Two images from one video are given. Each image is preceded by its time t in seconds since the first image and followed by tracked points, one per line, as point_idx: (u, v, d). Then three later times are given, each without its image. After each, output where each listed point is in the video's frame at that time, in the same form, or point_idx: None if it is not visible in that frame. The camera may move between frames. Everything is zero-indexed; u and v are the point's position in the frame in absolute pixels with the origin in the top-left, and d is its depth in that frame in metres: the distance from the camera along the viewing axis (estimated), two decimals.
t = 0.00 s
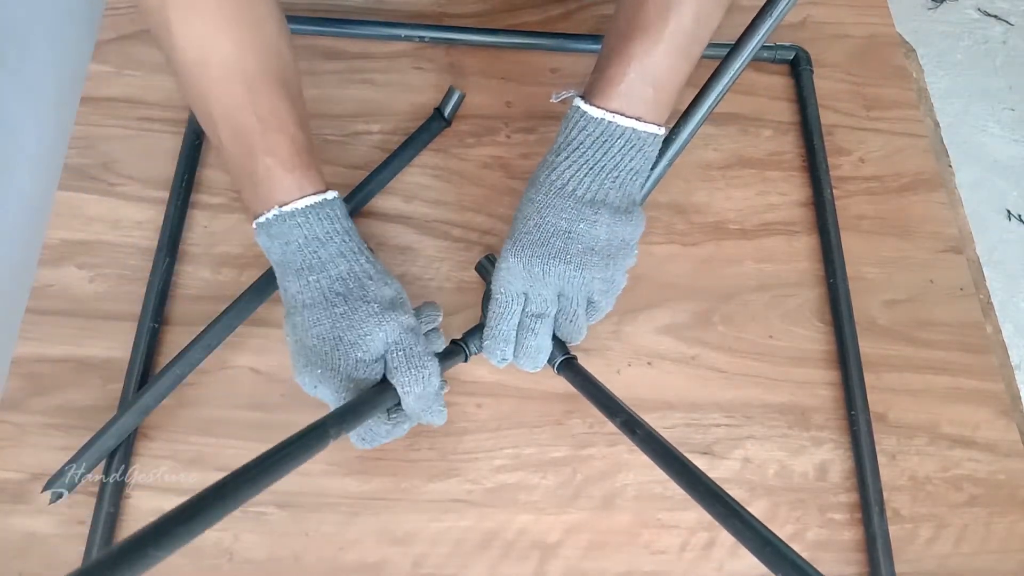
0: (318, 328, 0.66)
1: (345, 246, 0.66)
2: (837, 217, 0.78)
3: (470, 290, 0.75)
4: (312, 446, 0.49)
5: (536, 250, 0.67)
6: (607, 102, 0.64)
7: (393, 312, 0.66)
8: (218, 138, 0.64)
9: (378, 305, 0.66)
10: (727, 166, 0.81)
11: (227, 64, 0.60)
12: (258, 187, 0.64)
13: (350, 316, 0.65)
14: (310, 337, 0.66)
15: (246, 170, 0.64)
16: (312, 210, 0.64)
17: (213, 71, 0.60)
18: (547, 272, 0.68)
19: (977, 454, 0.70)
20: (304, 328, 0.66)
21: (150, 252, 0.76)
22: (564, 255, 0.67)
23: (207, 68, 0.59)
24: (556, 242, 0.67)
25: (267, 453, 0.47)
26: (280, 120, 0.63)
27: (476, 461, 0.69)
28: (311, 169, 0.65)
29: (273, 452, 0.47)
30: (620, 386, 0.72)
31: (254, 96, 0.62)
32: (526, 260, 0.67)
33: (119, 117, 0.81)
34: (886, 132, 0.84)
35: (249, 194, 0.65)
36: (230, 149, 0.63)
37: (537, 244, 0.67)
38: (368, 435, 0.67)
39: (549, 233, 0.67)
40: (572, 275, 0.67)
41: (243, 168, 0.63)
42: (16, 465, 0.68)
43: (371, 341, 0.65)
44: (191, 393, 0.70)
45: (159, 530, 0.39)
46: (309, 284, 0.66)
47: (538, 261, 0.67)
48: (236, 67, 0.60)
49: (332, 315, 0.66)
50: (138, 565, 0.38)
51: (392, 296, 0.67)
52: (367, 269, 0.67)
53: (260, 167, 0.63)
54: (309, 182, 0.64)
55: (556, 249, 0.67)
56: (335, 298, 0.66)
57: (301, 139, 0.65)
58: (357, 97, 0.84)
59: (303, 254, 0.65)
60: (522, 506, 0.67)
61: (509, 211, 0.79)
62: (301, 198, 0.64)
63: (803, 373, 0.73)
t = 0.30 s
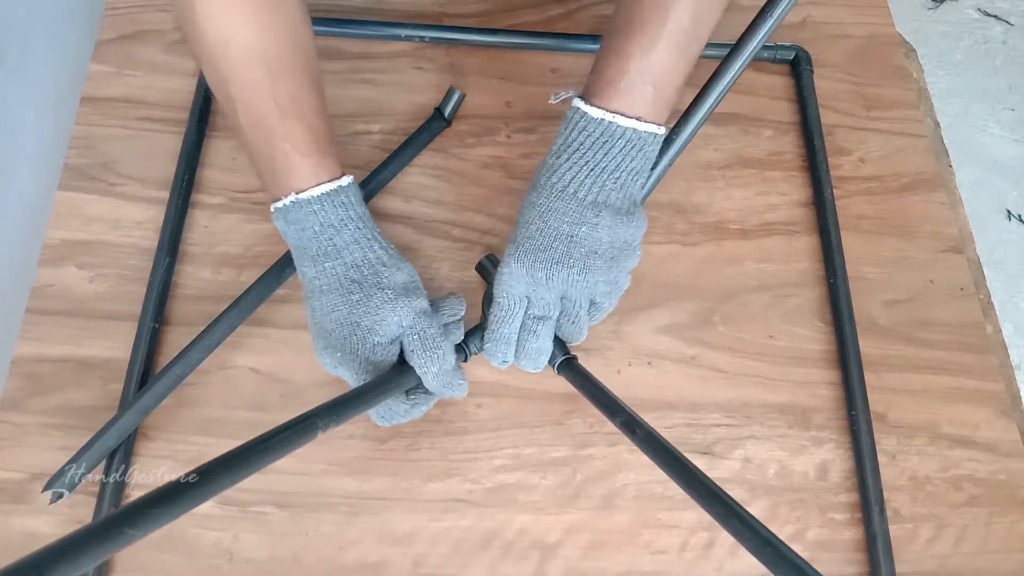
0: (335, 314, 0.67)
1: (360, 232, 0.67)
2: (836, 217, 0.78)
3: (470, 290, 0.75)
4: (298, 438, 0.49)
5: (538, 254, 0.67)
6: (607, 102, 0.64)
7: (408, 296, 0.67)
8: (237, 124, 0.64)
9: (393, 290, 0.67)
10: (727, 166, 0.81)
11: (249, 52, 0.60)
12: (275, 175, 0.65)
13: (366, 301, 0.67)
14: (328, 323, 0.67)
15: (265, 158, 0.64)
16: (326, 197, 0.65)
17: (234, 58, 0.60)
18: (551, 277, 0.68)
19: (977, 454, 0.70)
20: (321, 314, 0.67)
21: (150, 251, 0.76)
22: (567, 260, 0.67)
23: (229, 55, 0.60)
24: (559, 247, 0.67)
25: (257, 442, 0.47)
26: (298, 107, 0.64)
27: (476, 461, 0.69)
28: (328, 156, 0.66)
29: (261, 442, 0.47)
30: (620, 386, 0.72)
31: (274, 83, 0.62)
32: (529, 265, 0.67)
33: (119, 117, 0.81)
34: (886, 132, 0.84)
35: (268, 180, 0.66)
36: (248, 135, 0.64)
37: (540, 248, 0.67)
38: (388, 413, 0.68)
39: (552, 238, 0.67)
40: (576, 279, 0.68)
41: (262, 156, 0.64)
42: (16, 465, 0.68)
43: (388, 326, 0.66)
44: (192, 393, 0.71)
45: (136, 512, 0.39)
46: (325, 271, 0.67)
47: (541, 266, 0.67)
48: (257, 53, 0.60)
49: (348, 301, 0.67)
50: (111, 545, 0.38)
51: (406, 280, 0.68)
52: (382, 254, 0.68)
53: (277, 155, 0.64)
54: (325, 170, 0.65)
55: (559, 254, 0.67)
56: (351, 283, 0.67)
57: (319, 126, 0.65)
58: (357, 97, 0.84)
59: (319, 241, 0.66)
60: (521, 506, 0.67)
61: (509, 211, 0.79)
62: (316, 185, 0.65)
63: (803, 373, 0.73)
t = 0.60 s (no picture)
0: (349, 304, 0.67)
1: (379, 224, 0.65)
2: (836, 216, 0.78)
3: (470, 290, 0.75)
4: (299, 440, 0.49)
5: (538, 252, 0.67)
6: (607, 100, 0.64)
7: (423, 292, 0.67)
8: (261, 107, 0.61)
9: (409, 285, 0.67)
10: (727, 166, 0.81)
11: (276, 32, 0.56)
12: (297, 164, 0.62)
13: (382, 295, 0.66)
14: (340, 313, 0.67)
15: (285, 141, 0.62)
16: (350, 188, 0.62)
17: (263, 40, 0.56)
18: (550, 274, 0.68)
19: (977, 454, 0.70)
20: (334, 303, 0.67)
21: (151, 251, 0.76)
22: (566, 257, 0.67)
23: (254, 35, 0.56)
24: (558, 244, 0.67)
25: (257, 444, 0.47)
26: (325, 94, 0.61)
27: (477, 461, 0.69)
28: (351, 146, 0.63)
29: (262, 445, 0.47)
30: (621, 386, 0.72)
31: (303, 69, 0.59)
32: (529, 263, 0.68)
33: (119, 117, 0.81)
34: (886, 132, 0.84)
35: (286, 161, 0.63)
36: (273, 120, 0.61)
37: (539, 246, 0.67)
38: (394, 406, 0.68)
39: (551, 235, 0.67)
40: (575, 276, 0.68)
41: (281, 137, 0.61)
42: (16, 465, 0.68)
43: (400, 321, 0.67)
44: (192, 393, 0.70)
45: (139, 514, 0.39)
46: (342, 262, 0.66)
47: (541, 263, 0.67)
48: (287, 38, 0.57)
49: (363, 293, 0.66)
50: (114, 547, 0.38)
51: (423, 274, 0.68)
52: (399, 247, 0.67)
53: (299, 144, 0.61)
54: (346, 160, 0.63)
55: (559, 251, 0.67)
56: (367, 276, 0.66)
57: (342, 110, 0.63)
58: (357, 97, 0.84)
59: (337, 232, 0.64)
60: (522, 506, 0.67)
61: (509, 211, 0.79)
62: (339, 173, 0.62)
63: (804, 373, 0.73)
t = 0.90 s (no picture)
0: (374, 279, 0.66)
1: (427, 211, 0.64)
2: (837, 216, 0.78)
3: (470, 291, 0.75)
4: (300, 443, 0.49)
5: (522, 210, 0.65)
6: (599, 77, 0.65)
7: (451, 287, 0.66)
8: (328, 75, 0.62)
9: (440, 277, 0.66)
10: (727, 166, 0.82)
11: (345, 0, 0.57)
12: (353, 130, 0.63)
13: (411, 281, 0.65)
14: (363, 285, 0.66)
15: (346, 111, 0.62)
16: (406, 168, 0.62)
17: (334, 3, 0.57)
18: (535, 234, 0.65)
19: (978, 454, 0.70)
20: (360, 273, 0.66)
21: (151, 251, 0.76)
22: (549, 214, 0.64)
23: None
24: (541, 202, 0.65)
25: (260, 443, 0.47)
26: (390, 68, 0.61)
27: (477, 461, 0.69)
28: (411, 124, 0.63)
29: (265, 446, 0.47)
30: (621, 386, 0.72)
31: (370, 40, 0.59)
32: (512, 223, 0.65)
33: (119, 117, 0.81)
34: (886, 132, 0.84)
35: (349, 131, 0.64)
36: (338, 89, 0.62)
37: (522, 206, 0.65)
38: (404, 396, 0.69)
39: (535, 196, 0.65)
40: (559, 233, 0.64)
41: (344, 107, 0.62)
42: (16, 465, 0.68)
43: (418, 308, 0.66)
44: (192, 393, 0.70)
45: (141, 515, 0.39)
46: (381, 238, 0.65)
47: (523, 221, 0.65)
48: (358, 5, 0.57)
49: (392, 275, 0.65)
50: (115, 548, 0.38)
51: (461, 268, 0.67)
52: (441, 237, 0.65)
53: (359, 116, 0.62)
54: (403, 137, 0.62)
55: (542, 208, 0.65)
56: (402, 259, 0.65)
57: (405, 86, 0.62)
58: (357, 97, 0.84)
59: (383, 206, 0.63)
60: (522, 506, 0.67)
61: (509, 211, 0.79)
62: (394, 151, 0.62)
63: (804, 373, 0.73)
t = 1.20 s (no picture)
0: (374, 279, 0.65)
1: (441, 223, 0.62)
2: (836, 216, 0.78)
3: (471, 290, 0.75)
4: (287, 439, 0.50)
5: (522, 212, 0.65)
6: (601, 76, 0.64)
7: (452, 298, 0.66)
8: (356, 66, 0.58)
9: (443, 287, 0.65)
10: (727, 166, 0.82)
11: None
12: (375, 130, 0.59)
13: (412, 287, 0.65)
14: (365, 281, 0.66)
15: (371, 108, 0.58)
16: (426, 179, 0.59)
17: None
18: (536, 234, 0.65)
19: (977, 454, 0.70)
20: (364, 269, 0.66)
21: (152, 251, 0.76)
22: (550, 215, 0.64)
23: None
24: (542, 203, 0.65)
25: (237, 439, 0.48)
26: (421, 69, 0.56)
27: (477, 461, 0.69)
28: (436, 129, 0.59)
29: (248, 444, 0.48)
30: (621, 386, 0.72)
31: (398, 41, 0.54)
32: (514, 223, 0.65)
33: (119, 117, 0.81)
34: (886, 132, 0.84)
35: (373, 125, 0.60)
36: (364, 84, 0.58)
37: (523, 206, 0.65)
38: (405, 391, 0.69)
39: (536, 196, 0.65)
40: (560, 234, 0.64)
41: (369, 103, 0.58)
42: (16, 465, 0.68)
43: (415, 310, 0.66)
44: (193, 393, 0.70)
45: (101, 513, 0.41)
46: (388, 241, 0.63)
47: (525, 222, 0.65)
48: (389, 4, 0.52)
49: (394, 278, 0.64)
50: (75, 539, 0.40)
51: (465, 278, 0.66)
52: (449, 248, 0.64)
53: (383, 116, 0.58)
54: (426, 144, 0.59)
55: (543, 209, 0.64)
56: (405, 265, 0.64)
57: (434, 89, 0.58)
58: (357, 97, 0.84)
59: (395, 210, 0.61)
60: (522, 506, 0.67)
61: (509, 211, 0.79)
62: (415, 160, 0.59)
63: (804, 373, 0.73)
